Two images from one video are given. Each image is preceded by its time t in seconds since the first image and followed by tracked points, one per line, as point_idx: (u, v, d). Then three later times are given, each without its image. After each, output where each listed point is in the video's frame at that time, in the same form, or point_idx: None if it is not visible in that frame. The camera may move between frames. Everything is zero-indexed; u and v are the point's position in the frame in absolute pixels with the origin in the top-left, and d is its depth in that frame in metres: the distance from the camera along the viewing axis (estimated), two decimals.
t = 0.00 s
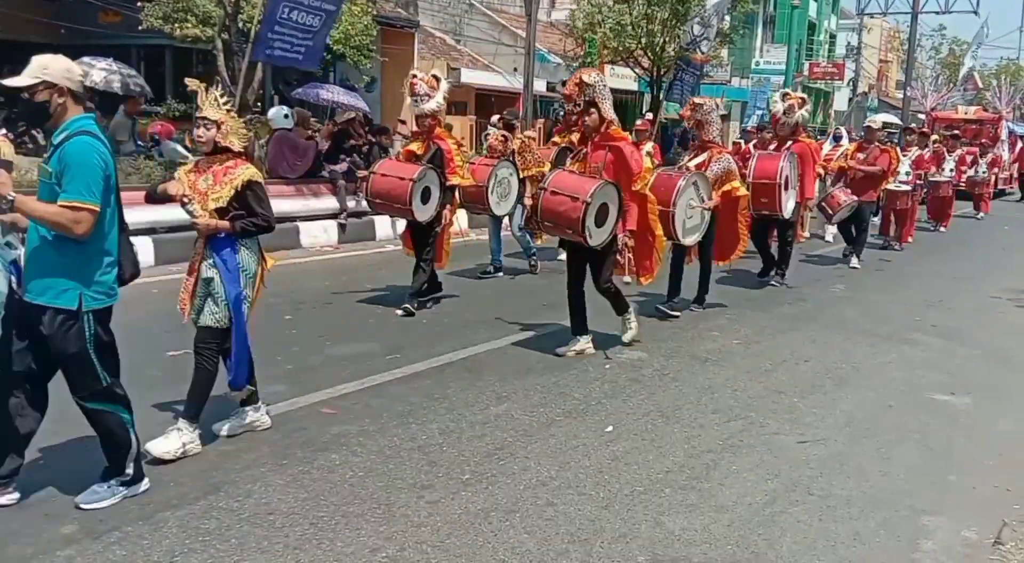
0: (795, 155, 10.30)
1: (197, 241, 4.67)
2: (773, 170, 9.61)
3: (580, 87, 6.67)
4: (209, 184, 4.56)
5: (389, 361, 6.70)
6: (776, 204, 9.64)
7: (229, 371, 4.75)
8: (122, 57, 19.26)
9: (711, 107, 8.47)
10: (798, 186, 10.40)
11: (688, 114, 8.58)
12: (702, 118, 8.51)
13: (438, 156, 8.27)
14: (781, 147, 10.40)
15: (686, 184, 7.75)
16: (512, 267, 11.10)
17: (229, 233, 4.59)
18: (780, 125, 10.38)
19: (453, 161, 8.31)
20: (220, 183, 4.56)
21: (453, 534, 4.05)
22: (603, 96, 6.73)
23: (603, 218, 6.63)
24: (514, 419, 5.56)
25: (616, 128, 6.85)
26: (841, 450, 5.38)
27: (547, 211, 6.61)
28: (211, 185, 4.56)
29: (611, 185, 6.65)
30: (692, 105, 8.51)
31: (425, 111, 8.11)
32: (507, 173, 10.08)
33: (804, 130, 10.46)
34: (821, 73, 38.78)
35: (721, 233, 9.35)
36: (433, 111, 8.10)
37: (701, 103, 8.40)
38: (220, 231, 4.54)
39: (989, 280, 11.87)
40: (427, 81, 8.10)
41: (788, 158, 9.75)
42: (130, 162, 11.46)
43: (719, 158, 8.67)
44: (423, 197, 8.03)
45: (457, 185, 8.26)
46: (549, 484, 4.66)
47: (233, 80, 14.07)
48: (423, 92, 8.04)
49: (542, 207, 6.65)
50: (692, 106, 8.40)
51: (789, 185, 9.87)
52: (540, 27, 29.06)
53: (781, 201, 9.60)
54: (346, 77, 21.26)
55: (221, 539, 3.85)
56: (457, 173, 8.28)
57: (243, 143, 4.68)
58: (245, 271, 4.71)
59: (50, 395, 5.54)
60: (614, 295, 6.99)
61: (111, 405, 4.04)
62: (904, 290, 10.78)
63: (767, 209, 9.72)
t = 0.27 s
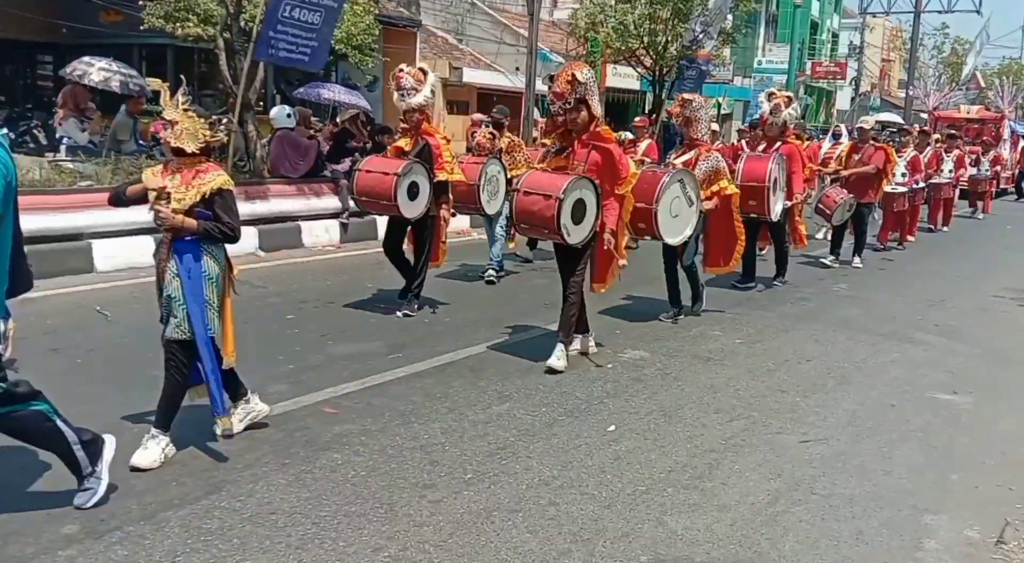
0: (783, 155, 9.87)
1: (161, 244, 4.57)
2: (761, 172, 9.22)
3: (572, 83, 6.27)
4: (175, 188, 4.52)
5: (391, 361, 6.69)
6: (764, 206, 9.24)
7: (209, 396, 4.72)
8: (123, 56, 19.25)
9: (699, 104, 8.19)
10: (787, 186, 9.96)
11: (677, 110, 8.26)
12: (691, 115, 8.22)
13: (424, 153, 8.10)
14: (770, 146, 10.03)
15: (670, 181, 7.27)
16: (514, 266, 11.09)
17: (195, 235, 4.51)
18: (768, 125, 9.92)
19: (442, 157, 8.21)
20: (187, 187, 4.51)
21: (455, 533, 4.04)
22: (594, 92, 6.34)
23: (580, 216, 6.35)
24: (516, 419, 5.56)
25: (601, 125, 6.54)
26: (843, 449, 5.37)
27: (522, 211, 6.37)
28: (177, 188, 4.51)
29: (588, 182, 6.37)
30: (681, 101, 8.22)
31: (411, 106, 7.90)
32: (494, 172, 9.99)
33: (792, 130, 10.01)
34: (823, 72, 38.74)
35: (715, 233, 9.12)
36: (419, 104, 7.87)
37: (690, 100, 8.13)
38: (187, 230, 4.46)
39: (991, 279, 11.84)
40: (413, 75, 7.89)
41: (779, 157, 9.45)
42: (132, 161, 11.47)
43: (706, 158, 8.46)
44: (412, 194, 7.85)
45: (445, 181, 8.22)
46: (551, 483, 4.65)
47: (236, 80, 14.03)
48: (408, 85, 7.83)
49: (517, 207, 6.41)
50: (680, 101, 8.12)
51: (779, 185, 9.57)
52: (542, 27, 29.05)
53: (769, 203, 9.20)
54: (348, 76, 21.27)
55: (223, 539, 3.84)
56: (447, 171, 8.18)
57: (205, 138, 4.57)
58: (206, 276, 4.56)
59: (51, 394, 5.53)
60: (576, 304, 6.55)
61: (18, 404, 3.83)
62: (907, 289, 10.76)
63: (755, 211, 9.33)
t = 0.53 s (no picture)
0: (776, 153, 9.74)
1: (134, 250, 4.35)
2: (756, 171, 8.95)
3: (561, 88, 5.99)
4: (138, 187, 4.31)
5: (395, 360, 6.69)
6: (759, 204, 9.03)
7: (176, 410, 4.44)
8: (126, 56, 19.27)
9: (691, 105, 7.79)
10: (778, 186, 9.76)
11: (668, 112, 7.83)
12: (684, 117, 7.82)
13: (411, 155, 7.85)
14: (762, 144, 9.91)
15: (666, 187, 6.97)
16: (517, 265, 11.06)
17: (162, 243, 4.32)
18: (760, 123, 9.82)
19: (430, 156, 7.85)
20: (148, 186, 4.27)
21: (459, 533, 4.04)
22: (581, 98, 6.12)
23: (555, 224, 6.07)
24: (519, 418, 5.55)
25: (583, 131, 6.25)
26: (847, 449, 5.35)
27: (493, 217, 6.07)
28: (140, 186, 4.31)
29: (564, 190, 6.09)
30: (673, 102, 7.81)
31: (396, 105, 7.63)
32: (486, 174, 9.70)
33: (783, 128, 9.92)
34: (827, 71, 38.67)
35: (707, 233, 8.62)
36: (405, 104, 7.63)
37: (683, 101, 7.74)
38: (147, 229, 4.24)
39: (996, 278, 11.80)
40: (396, 74, 7.61)
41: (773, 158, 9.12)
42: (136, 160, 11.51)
43: (697, 158, 8.06)
44: (401, 197, 7.60)
45: (437, 179, 7.83)
46: (554, 483, 4.64)
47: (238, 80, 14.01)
48: (393, 85, 7.53)
49: (488, 211, 6.12)
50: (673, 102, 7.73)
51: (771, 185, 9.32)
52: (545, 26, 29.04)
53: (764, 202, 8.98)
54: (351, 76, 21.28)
55: (225, 539, 3.84)
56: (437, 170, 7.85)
57: (171, 142, 4.30)
58: (186, 279, 4.42)
59: (53, 394, 5.53)
60: (543, 318, 6.26)
61: None
62: (910, 288, 10.73)
63: (750, 209, 9.14)
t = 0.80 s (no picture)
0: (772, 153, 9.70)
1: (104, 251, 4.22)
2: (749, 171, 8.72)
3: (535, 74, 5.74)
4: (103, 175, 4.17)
5: (399, 360, 6.69)
6: (752, 207, 8.80)
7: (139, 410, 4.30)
8: (132, 57, 19.32)
9: (682, 102, 7.76)
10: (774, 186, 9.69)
11: (660, 107, 7.76)
12: (677, 113, 7.76)
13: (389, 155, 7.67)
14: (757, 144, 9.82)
15: (655, 181, 6.87)
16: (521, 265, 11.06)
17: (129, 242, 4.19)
18: (758, 122, 9.73)
19: (408, 159, 7.65)
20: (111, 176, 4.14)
21: (464, 532, 4.04)
22: (558, 86, 5.83)
23: (528, 221, 5.75)
24: (524, 418, 5.55)
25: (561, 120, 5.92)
26: (852, 449, 5.34)
27: (465, 211, 5.80)
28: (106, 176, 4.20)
29: (537, 182, 5.76)
30: (665, 98, 7.77)
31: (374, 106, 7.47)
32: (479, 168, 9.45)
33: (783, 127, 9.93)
34: (832, 70, 38.56)
35: (700, 232, 8.43)
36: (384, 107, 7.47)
37: (674, 96, 7.72)
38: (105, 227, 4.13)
39: (1002, 278, 11.77)
40: (375, 76, 7.48)
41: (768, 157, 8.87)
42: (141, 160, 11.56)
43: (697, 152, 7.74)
44: (378, 198, 7.39)
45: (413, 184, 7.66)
46: (559, 482, 4.64)
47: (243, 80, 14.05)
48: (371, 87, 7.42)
49: (461, 206, 5.84)
50: (665, 97, 7.69)
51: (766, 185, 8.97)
52: (550, 26, 29.04)
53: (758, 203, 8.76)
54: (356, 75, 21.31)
55: (230, 538, 3.85)
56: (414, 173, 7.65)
57: (138, 135, 4.10)
58: (158, 286, 4.25)
59: (59, 395, 5.54)
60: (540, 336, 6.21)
61: None
62: (916, 288, 10.71)
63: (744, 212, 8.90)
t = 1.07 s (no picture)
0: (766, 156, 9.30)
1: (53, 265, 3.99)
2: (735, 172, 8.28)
3: (503, 78, 5.43)
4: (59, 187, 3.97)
5: (404, 360, 6.70)
6: (737, 208, 8.41)
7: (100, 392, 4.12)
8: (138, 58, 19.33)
9: (673, 103, 7.41)
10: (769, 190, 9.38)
11: (649, 109, 7.41)
12: (667, 115, 7.42)
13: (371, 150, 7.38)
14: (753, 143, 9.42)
15: (644, 184, 6.75)
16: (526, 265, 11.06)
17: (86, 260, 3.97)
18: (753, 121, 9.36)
19: (389, 157, 7.45)
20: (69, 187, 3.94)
21: (469, 532, 4.04)
22: (528, 88, 5.53)
23: (516, 234, 5.46)
24: (529, 418, 5.55)
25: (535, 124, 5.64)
26: (858, 449, 5.33)
27: (448, 228, 5.38)
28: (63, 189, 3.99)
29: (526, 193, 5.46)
30: (654, 100, 7.40)
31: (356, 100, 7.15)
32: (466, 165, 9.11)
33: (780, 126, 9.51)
34: (836, 70, 38.45)
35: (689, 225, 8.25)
36: (367, 101, 7.16)
37: (665, 98, 7.33)
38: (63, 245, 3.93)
39: (1009, 278, 11.72)
40: (358, 65, 7.16)
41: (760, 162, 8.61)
42: (146, 160, 11.59)
43: (691, 154, 7.59)
44: (356, 195, 7.22)
45: (394, 182, 7.46)
46: (564, 482, 4.64)
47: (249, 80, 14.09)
48: (354, 80, 7.09)
49: (444, 224, 5.40)
50: (654, 98, 7.33)
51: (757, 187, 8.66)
52: (555, 26, 29.04)
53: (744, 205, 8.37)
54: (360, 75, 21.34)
55: (237, 537, 3.85)
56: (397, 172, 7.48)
57: (107, 142, 3.95)
58: (107, 305, 3.99)
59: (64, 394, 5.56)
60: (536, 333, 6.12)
61: None
62: (922, 288, 10.68)
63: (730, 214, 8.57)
